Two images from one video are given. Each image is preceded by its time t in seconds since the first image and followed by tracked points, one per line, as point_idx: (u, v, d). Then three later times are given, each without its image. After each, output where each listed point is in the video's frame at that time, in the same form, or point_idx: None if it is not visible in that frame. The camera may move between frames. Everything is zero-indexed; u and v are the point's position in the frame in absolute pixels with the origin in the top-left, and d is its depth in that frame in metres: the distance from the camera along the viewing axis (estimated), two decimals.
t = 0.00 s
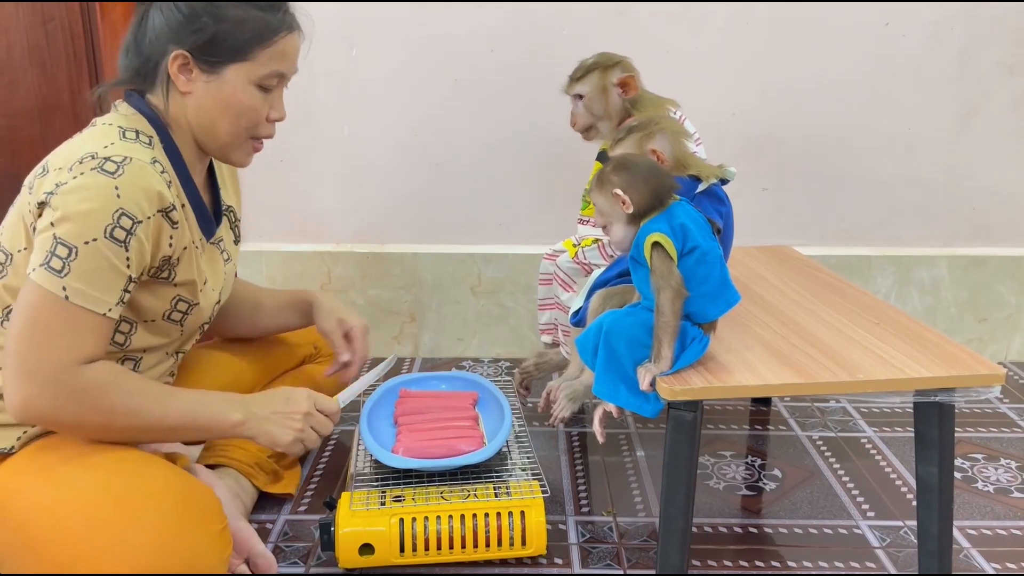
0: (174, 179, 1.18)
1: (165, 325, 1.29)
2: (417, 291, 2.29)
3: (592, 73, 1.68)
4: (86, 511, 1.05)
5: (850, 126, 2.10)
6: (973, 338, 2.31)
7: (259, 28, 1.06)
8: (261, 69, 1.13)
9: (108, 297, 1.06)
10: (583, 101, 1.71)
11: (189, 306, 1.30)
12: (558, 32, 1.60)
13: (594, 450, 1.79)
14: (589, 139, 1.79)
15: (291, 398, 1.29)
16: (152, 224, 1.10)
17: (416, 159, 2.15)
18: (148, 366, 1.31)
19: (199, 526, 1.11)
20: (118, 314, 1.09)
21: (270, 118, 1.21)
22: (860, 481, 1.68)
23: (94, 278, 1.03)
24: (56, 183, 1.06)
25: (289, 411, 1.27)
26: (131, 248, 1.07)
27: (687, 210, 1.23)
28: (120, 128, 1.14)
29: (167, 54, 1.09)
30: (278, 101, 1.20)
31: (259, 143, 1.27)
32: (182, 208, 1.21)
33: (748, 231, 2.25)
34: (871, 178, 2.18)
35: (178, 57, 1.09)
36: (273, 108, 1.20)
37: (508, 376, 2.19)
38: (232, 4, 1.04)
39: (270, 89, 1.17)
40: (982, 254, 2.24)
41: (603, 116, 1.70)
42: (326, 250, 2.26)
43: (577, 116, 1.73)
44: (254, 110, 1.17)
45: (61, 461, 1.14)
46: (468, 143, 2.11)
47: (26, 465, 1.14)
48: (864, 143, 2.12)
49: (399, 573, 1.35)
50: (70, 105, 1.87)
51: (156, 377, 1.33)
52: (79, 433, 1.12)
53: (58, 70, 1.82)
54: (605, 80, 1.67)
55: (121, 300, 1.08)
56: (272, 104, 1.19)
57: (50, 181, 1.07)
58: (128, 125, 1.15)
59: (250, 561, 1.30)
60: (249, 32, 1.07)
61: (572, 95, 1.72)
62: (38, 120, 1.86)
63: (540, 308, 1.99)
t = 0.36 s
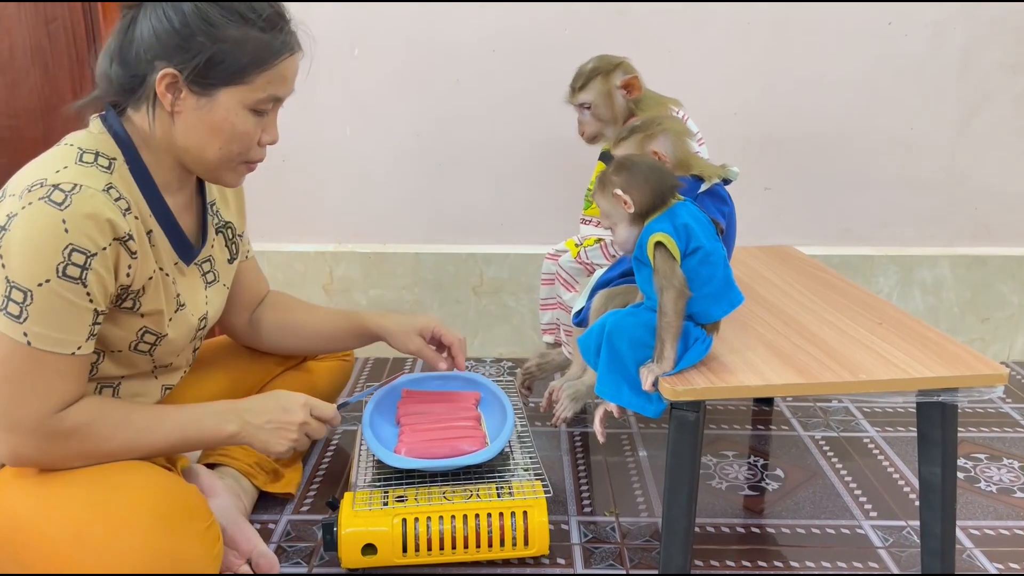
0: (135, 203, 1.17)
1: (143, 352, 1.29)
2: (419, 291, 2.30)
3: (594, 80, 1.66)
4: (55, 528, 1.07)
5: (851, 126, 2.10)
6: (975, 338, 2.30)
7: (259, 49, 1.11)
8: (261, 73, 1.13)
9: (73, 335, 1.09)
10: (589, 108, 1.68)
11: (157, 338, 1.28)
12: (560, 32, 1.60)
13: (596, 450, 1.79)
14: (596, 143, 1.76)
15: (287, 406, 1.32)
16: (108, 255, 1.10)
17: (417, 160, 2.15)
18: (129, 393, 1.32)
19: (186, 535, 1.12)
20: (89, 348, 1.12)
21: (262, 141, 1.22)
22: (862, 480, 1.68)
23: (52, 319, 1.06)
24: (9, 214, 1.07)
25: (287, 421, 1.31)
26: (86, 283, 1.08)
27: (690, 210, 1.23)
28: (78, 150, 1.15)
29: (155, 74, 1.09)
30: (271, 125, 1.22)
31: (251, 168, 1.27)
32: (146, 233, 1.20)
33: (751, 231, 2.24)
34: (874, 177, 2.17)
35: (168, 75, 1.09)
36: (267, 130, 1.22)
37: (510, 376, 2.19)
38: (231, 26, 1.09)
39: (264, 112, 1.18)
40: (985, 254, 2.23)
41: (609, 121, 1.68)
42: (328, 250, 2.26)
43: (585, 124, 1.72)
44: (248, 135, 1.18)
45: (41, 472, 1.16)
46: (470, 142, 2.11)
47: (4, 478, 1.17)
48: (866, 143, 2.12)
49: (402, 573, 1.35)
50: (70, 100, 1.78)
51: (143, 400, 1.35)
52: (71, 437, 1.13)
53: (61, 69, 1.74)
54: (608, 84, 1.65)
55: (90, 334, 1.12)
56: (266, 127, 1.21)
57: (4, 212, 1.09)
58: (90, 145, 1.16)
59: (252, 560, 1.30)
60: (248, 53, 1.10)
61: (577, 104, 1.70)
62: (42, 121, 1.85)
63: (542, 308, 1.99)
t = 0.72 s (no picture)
0: (114, 209, 1.17)
1: (132, 359, 1.28)
2: (419, 291, 2.30)
3: (593, 87, 1.66)
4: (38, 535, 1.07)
5: (852, 126, 2.10)
6: (977, 338, 2.30)
7: (245, 55, 1.11)
8: (253, 77, 1.14)
9: (57, 347, 1.09)
10: (589, 116, 1.69)
11: (144, 347, 1.27)
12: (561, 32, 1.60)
13: (597, 450, 1.79)
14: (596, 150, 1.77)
15: (284, 414, 1.33)
16: (88, 264, 1.11)
17: (417, 160, 2.15)
18: (121, 401, 1.32)
19: (185, 534, 1.12)
20: (76, 359, 1.13)
21: (252, 145, 1.22)
22: (863, 481, 1.68)
23: (34, 334, 1.07)
24: None
25: (285, 429, 1.32)
26: (66, 294, 1.08)
27: (691, 210, 1.23)
28: (54, 158, 1.14)
29: (139, 82, 1.09)
30: (260, 130, 1.22)
31: (239, 174, 1.27)
32: (128, 241, 1.19)
33: (752, 232, 2.23)
34: (875, 177, 2.17)
35: (152, 83, 1.09)
36: (256, 135, 1.22)
37: (511, 376, 2.19)
38: (216, 33, 1.09)
39: (253, 118, 1.18)
40: (986, 254, 2.23)
41: (611, 127, 1.68)
42: (329, 249, 2.25)
43: (585, 132, 1.73)
44: (234, 142, 1.17)
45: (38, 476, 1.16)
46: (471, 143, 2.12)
47: None
48: (866, 143, 2.12)
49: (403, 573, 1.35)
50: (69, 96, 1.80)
51: (133, 407, 1.34)
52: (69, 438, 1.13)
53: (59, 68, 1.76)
54: (608, 90, 1.66)
55: (75, 346, 1.12)
56: (255, 132, 1.21)
57: None
58: (66, 152, 1.15)
59: (253, 560, 1.30)
60: (233, 59, 1.10)
61: (577, 111, 1.71)
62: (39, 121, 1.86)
63: (543, 308, 1.99)
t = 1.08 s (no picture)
0: (114, 198, 1.17)
1: (131, 350, 1.28)
2: (420, 291, 2.29)
3: (594, 88, 1.66)
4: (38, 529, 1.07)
5: (852, 126, 2.10)
6: (977, 338, 2.30)
7: (245, 43, 1.11)
8: (252, 65, 1.13)
9: (60, 335, 1.09)
10: (589, 117, 1.69)
11: (144, 336, 1.27)
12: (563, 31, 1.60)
13: (597, 451, 1.79)
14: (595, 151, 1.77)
15: (287, 417, 1.33)
16: (88, 252, 1.11)
17: (418, 159, 2.15)
18: (121, 394, 1.32)
19: (180, 528, 1.11)
20: (79, 348, 1.13)
21: (248, 135, 1.22)
22: (863, 481, 1.68)
23: (37, 323, 1.07)
24: None
25: (287, 433, 1.32)
26: (68, 282, 1.08)
27: (691, 210, 1.23)
28: (53, 149, 1.14)
29: (140, 69, 1.09)
30: (257, 120, 1.21)
31: (239, 164, 1.26)
32: (127, 231, 1.19)
33: (752, 232, 2.23)
34: (877, 177, 2.17)
35: (153, 70, 1.09)
36: (253, 125, 1.22)
37: (511, 377, 2.19)
38: (217, 19, 1.09)
39: (252, 106, 1.18)
40: (987, 254, 2.23)
41: (611, 129, 1.68)
42: (329, 250, 2.25)
43: (585, 133, 1.72)
44: (232, 130, 1.17)
45: (40, 472, 1.16)
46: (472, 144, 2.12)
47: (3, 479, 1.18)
48: (867, 143, 2.12)
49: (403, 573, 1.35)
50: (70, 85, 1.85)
51: (133, 400, 1.34)
52: (69, 434, 1.13)
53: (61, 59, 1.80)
54: (608, 92, 1.66)
55: (78, 334, 1.12)
56: (252, 122, 1.20)
57: None
58: (64, 144, 1.15)
59: (253, 560, 1.30)
60: (233, 46, 1.10)
61: (576, 112, 1.70)
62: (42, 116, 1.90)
63: (543, 308, 1.99)
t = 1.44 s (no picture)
0: (113, 196, 1.17)
1: (131, 348, 1.28)
2: (419, 292, 2.29)
3: (592, 93, 1.67)
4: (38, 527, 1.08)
5: (852, 126, 2.10)
6: (976, 339, 2.29)
7: (244, 39, 1.12)
8: (249, 60, 1.13)
9: (61, 332, 1.10)
10: (588, 122, 1.69)
11: (143, 334, 1.27)
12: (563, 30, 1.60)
13: (597, 452, 1.79)
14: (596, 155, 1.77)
15: (287, 419, 1.33)
16: (88, 249, 1.11)
17: (418, 160, 2.15)
18: (120, 392, 1.32)
19: (178, 526, 1.12)
20: (79, 345, 1.13)
21: (246, 132, 1.21)
22: (862, 482, 1.68)
23: (38, 319, 1.07)
24: None
25: (288, 435, 1.32)
26: (68, 279, 1.08)
27: (693, 213, 1.23)
28: (52, 147, 1.14)
29: (139, 65, 1.09)
30: (255, 117, 1.21)
31: (238, 160, 1.26)
32: (126, 227, 1.19)
33: (752, 233, 2.22)
34: (876, 179, 2.17)
35: (152, 66, 1.09)
36: (250, 122, 1.21)
37: (510, 378, 2.19)
38: (216, 16, 1.10)
39: (249, 102, 1.18)
40: (986, 256, 2.23)
41: (610, 131, 1.68)
42: (329, 251, 2.25)
43: (585, 138, 1.72)
44: (232, 126, 1.17)
45: (41, 470, 1.16)
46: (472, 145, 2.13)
47: (3, 478, 1.18)
48: (867, 144, 2.12)
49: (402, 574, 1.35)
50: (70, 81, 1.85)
51: (132, 399, 1.34)
52: (72, 433, 1.14)
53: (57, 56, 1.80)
54: (607, 97, 1.66)
55: (78, 331, 1.12)
56: (249, 118, 1.20)
57: None
58: (63, 142, 1.15)
59: (253, 561, 1.30)
60: (232, 44, 1.11)
61: (574, 118, 1.70)
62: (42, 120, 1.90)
63: (543, 309, 1.99)
